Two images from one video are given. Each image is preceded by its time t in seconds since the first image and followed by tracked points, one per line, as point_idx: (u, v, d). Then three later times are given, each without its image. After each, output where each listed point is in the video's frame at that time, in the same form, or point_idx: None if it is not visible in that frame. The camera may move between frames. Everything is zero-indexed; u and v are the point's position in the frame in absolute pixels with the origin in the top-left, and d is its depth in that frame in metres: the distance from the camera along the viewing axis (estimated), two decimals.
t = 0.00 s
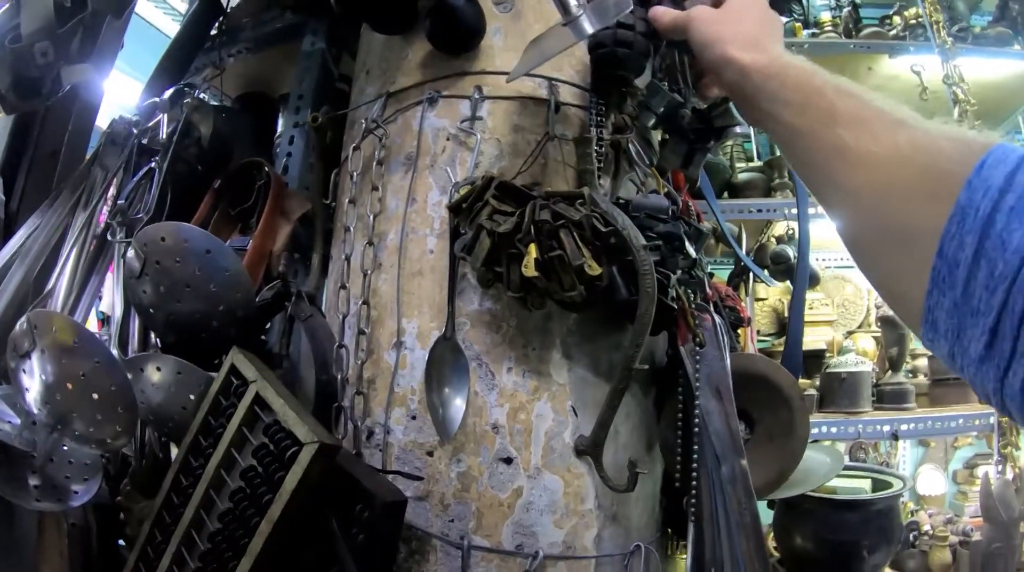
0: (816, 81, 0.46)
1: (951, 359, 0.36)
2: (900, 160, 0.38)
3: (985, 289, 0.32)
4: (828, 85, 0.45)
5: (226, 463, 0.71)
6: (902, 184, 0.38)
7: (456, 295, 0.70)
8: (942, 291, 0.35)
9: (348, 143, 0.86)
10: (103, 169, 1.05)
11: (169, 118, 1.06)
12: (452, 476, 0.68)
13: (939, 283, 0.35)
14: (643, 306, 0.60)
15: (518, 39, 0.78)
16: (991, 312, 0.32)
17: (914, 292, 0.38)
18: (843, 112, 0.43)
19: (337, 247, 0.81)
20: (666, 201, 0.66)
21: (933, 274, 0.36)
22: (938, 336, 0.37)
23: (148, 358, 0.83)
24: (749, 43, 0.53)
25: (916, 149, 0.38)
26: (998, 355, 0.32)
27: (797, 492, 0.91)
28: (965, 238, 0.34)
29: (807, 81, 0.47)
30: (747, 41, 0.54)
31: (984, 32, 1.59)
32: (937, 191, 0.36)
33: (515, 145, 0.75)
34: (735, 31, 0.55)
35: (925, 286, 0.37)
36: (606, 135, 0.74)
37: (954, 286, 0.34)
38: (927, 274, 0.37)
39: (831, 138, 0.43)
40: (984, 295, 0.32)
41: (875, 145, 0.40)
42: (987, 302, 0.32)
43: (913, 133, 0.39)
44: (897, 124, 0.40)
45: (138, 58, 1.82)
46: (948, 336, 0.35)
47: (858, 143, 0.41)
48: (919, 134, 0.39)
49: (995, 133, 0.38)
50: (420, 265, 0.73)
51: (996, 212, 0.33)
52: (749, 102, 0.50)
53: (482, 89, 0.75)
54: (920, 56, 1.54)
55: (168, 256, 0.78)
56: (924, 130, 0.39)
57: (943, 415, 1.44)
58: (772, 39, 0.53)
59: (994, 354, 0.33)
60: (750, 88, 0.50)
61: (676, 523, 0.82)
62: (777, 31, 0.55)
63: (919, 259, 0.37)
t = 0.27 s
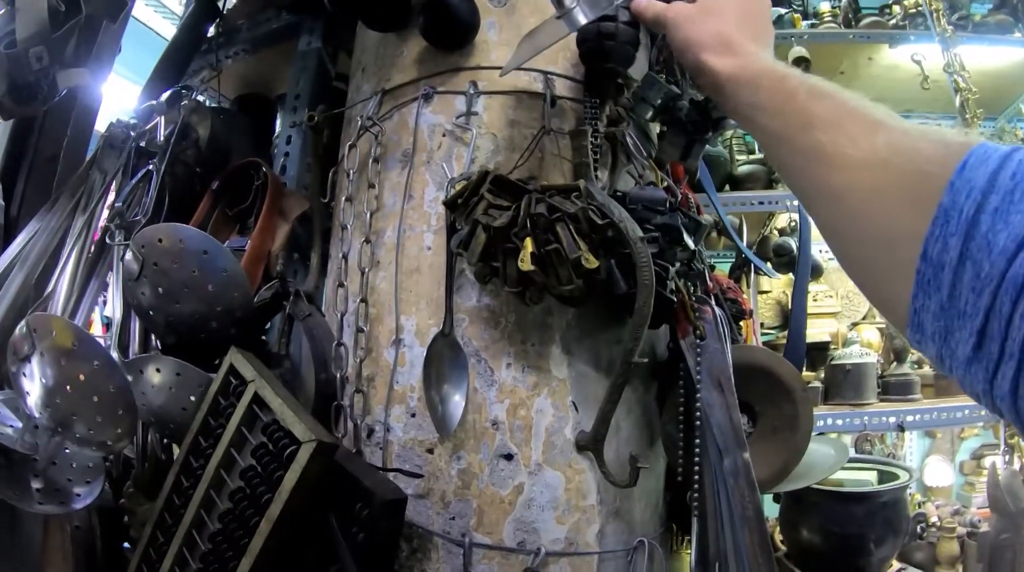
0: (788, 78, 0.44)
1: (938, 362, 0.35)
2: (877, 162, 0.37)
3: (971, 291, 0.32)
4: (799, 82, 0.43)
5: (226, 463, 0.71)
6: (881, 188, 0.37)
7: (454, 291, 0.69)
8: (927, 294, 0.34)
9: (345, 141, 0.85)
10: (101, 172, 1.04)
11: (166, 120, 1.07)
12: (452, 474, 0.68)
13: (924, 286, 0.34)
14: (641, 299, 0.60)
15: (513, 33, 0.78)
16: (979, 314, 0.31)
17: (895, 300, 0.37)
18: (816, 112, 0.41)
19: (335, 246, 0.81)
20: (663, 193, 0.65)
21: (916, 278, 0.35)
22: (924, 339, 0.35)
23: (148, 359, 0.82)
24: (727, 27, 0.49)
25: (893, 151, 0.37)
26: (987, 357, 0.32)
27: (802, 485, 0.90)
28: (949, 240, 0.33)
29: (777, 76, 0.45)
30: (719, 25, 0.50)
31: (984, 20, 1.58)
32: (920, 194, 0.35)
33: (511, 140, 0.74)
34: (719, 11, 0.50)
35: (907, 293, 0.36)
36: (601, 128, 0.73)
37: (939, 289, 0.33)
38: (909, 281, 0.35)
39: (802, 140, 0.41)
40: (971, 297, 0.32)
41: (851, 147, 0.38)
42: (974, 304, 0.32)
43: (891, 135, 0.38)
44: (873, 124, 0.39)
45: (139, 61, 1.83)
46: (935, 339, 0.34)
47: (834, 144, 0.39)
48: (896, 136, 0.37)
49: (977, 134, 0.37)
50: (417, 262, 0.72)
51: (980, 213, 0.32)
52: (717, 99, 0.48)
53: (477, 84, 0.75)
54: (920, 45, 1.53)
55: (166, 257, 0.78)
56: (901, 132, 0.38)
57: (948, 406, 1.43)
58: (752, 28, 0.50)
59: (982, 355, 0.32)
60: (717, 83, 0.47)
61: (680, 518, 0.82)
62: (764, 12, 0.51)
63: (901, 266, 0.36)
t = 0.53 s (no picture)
0: (774, 79, 0.44)
1: (932, 359, 0.35)
2: (865, 163, 0.37)
3: (963, 289, 0.31)
4: (786, 83, 0.43)
5: (227, 462, 0.71)
6: (869, 188, 0.36)
7: (453, 288, 0.69)
8: (918, 293, 0.34)
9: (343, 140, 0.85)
10: (100, 174, 1.04)
11: (165, 123, 1.06)
12: (452, 470, 0.68)
13: (915, 285, 0.34)
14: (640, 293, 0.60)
15: (509, 29, 0.78)
16: (971, 312, 0.31)
17: (886, 301, 0.37)
18: (803, 114, 0.41)
19: (334, 245, 0.81)
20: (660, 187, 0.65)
21: (907, 278, 0.35)
22: (917, 338, 0.35)
23: (149, 359, 0.82)
24: (717, 27, 0.49)
25: (880, 151, 0.37)
26: (981, 354, 0.31)
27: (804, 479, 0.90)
28: (939, 239, 0.33)
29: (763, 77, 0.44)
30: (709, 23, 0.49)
31: (984, 13, 1.58)
32: (908, 195, 0.35)
33: (508, 137, 0.74)
34: (707, 8, 0.49)
35: (897, 293, 0.36)
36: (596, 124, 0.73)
37: (931, 288, 0.33)
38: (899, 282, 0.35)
39: (788, 143, 0.41)
40: (963, 295, 0.31)
41: (837, 148, 0.38)
42: (966, 302, 0.31)
43: (876, 135, 0.37)
44: (859, 125, 0.38)
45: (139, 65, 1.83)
46: (928, 338, 0.34)
47: (820, 146, 0.39)
48: (883, 135, 0.37)
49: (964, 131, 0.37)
50: (416, 259, 0.72)
51: (969, 211, 0.32)
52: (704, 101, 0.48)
53: (474, 81, 0.75)
54: (919, 39, 1.52)
55: (166, 257, 0.78)
56: (887, 131, 0.37)
57: (951, 400, 1.43)
58: (742, 26, 0.49)
59: (976, 352, 0.32)
60: (704, 85, 0.47)
61: (681, 514, 0.82)
62: (756, 10, 0.50)
63: (890, 267, 0.36)
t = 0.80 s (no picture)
0: (767, 83, 0.44)
1: (930, 354, 0.35)
2: (857, 165, 0.37)
3: (957, 285, 0.31)
4: (778, 87, 0.44)
5: (230, 458, 0.71)
6: (861, 190, 0.37)
7: (455, 283, 0.69)
8: (913, 290, 0.34)
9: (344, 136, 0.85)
10: (103, 173, 1.05)
11: (166, 120, 1.07)
12: (455, 464, 0.68)
13: (909, 282, 0.34)
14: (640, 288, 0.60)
15: (509, 25, 0.78)
16: (966, 307, 0.31)
17: (882, 301, 0.37)
18: (795, 118, 0.41)
19: (336, 241, 0.81)
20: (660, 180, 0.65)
21: (901, 276, 0.35)
22: (913, 334, 0.35)
23: (152, 357, 0.83)
24: (710, 30, 0.49)
25: (871, 152, 0.37)
26: (976, 347, 0.32)
27: (807, 472, 0.90)
28: (931, 236, 0.33)
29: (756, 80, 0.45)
30: (702, 26, 0.49)
31: (984, 5, 1.58)
32: (900, 196, 0.35)
33: (508, 132, 0.74)
34: (699, 14, 0.50)
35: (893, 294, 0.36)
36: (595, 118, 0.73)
37: (925, 284, 0.33)
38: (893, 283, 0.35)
39: (781, 147, 0.41)
40: (957, 290, 0.31)
41: (829, 151, 0.38)
42: (960, 296, 0.31)
43: (867, 136, 0.38)
44: (851, 126, 0.39)
45: (139, 64, 1.84)
46: (924, 334, 0.34)
47: (812, 149, 0.39)
48: (874, 136, 0.37)
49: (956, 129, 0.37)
50: (417, 255, 0.72)
51: (960, 208, 0.32)
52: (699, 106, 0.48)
53: (474, 77, 0.75)
54: (920, 31, 1.52)
55: (168, 255, 0.78)
56: (879, 132, 0.37)
57: (954, 393, 1.43)
58: (737, 26, 0.49)
59: (971, 347, 0.32)
60: (698, 89, 0.48)
61: (683, 507, 0.82)
62: (750, 8, 0.49)
63: (885, 268, 0.36)
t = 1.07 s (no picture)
0: (767, 83, 0.44)
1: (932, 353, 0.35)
2: (857, 165, 0.37)
3: (958, 284, 0.31)
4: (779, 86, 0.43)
5: (233, 459, 0.71)
6: (862, 190, 0.36)
7: (457, 283, 0.69)
8: (914, 290, 0.34)
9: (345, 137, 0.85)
10: (105, 175, 1.05)
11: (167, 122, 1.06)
12: (458, 465, 0.68)
13: (910, 282, 0.34)
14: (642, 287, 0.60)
15: (510, 24, 0.77)
16: (967, 307, 0.31)
17: (883, 302, 0.36)
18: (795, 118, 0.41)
19: (338, 242, 0.81)
20: (662, 180, 0.65)
21: (902, 276, 0.35)
22: (915, 334, 0.35)
23: (155, 359, 0.83)
24: (710, 30, 0.49)
25: (872, 152, 0.37)
26: (977, 347, 0.31)
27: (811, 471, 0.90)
28: (932, 236, 0.33)
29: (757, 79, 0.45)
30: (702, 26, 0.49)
31: (986, 2, 1.58)
32: (900, 197, 0.35)
33: (510, 131, 0.74)
34: (699, 15, 0.49)
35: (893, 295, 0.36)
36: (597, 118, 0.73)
37: (926, 284, 0.33)
38: (894, 284, 0.35)
39: (781, 147, 0.41)
40: (958, 290, 0.31)
41: (829, 151, 0.38)
42: (961, 296, 0.31)
43: (867, 135, 0.37)
44: (851, 126, 0.38)
45: (140, 65, 1.84)
46: (925, 334, 0.34)
47: (812, 149, 0.39)
48: (874, 136, 0.37)
49: (957, 128, 0.36)
50: (419, 255, 0.72)
51: (961, 208, 0.32)
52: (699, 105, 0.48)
53: (475, 77, 0.75)
54: (921, 29, 1.52)
55: (171, 256, 0.78)
56: (879, 132, 0.37)
57: (958, 391, 1.42)
58: (736, 26, 0.48)
59: (972, 346, 0.32)
60: (698, 89, 0.47)
61: (687, 506, 0.82)
62: (750, 8, 0.49)
63: (885, 269, 0.36)
